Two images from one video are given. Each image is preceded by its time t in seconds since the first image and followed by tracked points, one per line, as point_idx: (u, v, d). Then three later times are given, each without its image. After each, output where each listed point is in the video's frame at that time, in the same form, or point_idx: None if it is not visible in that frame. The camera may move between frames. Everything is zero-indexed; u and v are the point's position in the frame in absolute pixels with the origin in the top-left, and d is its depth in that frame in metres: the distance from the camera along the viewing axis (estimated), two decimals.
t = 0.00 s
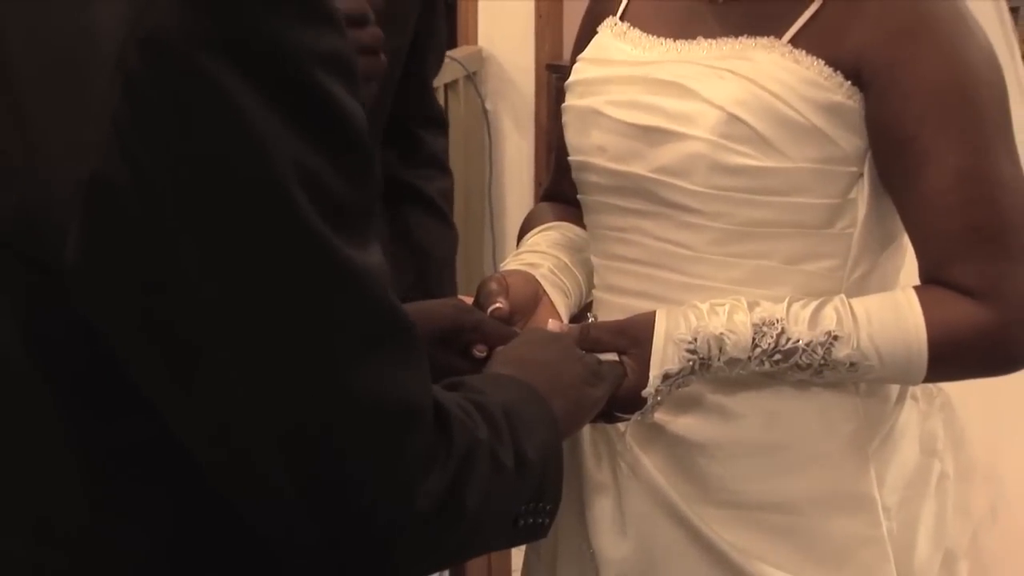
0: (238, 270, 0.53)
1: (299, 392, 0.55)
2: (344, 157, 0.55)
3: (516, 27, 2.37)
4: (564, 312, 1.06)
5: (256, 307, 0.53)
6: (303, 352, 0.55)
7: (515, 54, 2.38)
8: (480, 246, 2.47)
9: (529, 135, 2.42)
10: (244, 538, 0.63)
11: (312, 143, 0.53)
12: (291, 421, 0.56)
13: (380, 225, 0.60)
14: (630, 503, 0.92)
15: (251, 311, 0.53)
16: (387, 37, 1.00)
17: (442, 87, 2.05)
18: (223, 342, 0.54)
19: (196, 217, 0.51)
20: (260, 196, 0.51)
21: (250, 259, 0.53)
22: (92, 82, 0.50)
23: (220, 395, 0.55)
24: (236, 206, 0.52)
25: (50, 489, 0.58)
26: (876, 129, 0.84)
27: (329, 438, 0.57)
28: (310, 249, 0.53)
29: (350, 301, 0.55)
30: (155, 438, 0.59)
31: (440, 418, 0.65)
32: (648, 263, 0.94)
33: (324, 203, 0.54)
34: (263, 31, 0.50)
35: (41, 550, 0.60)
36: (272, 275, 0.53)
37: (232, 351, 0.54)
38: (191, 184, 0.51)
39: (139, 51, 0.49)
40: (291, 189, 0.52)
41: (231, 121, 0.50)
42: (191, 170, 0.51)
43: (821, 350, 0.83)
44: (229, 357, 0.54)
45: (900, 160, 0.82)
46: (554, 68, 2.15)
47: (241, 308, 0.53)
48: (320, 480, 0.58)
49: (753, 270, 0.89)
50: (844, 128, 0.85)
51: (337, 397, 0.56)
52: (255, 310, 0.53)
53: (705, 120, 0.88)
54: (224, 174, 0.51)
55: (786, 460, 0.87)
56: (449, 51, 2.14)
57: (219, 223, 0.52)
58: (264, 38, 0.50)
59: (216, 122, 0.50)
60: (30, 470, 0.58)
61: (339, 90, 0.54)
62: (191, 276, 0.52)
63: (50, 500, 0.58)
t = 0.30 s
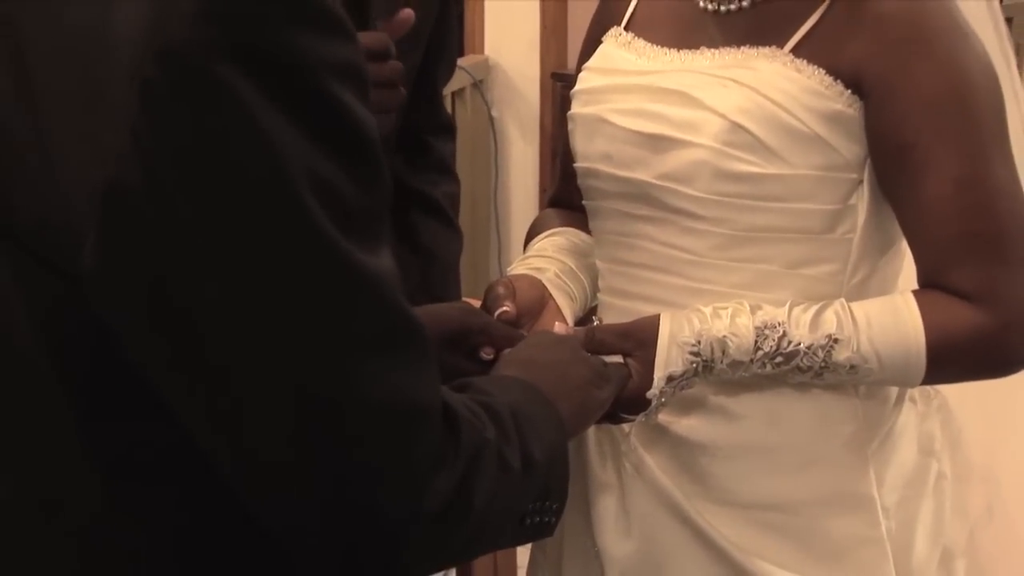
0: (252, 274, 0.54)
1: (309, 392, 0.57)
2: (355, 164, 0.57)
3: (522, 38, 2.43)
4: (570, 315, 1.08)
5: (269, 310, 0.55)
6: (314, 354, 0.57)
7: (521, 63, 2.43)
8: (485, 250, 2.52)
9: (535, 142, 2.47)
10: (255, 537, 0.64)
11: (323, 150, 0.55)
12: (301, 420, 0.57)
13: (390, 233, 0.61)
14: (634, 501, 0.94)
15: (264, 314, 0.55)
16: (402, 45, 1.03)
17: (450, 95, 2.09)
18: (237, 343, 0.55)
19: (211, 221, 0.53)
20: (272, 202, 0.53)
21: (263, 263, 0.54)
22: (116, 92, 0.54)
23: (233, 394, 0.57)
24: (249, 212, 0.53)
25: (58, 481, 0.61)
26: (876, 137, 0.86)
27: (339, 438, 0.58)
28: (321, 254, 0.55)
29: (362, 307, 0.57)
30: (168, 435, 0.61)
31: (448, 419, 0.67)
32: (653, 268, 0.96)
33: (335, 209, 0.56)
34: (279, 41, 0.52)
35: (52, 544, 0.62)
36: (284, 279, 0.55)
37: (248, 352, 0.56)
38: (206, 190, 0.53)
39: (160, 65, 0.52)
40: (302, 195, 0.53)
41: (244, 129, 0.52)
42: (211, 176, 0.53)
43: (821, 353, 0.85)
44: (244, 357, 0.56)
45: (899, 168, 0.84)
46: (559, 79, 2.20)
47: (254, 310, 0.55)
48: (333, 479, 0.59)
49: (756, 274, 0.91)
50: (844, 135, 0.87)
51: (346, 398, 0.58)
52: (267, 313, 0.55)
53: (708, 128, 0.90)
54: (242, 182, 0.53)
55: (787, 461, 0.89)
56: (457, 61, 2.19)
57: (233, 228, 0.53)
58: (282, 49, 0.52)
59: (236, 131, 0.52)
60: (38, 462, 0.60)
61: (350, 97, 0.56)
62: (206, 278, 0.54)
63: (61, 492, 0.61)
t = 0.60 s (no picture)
0: (271, 287, 0.57)
1: (325, 400, 0.59)
2: (370, 180, 0.59)
3: (532, 56, 2.46)
4: (579, 328, 1.10)
5: (287, 321, 0.58)
6: (330, 364, 0.59)
7: (531, 82, 2.46)
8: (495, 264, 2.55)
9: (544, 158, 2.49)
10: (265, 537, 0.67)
11: (340, 167, 0.57)
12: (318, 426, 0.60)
13: (405, 247, 0.64)
14: (642, 510, 0.96)
15: (282, 325, 0.58)
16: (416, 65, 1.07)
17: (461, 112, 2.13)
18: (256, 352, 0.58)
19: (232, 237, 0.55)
20: (291, 219, 0.55)
21: (282, 277, 0.57)
22: (134, 110, 0.54)
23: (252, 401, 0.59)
24: (269, 228, 0.56)
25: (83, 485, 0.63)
26: (878, 155, 0.88)
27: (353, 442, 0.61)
28: (337, 268, 0.57)
29: (377, 319, 0.59)
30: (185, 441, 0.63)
31: (461, 428, 0.70)
32: (660, 282, 0.99)
33: (351, 224, 0.58)
34: (298, 64, 0.54)
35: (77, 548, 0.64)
36: (302, 292, 0.57)
37: (266, 360, 0.58)
38: (227, 207, 0.55)
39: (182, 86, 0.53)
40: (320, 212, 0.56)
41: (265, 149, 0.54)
42: (234, 194, 0.55)
43: (825, 365, 0.87)
44: (263, 365, 0.58)
45: (901, 185, 0.86)
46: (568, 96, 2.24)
47: (273, 322, 0.57)
48: (346, 481, 0.62)
49: (761, 288, 0.93)
50: (847, 152, 0.89)
51: (361, 405, 0.60)
52: (285, 324, 0.58)
53: (715, 146, 0.92)
54: (262, 202, 0.55)
55: (791, 471, 0.91)
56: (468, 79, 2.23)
57: (254, 243, 0.56)
58: (303, 72, 0.54)
59: (258, 151, 0.54)
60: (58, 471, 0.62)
61: (366, 116, 0.58)
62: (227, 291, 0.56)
63: (83, 496, 0.63)
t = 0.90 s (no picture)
0: (280, 291, 0.59)
1: (331, 399, 0.62)
2: (375, 187, 0.61)
3: (536, 66, 2.49)
4: (582, 332, 1.12)
5: (295, 324, 0.60)
6: (336, 366, 0.61)
7: (535, 92, 2.49)
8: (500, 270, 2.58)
9: (549, 166, 2.53)
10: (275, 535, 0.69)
11: (347, 173, 0.60)
12: (324, 425, 0.62)
13: (408, 251, 0.66)
14: (644, 509, 0.99)
15: (291, 327, 0.60)
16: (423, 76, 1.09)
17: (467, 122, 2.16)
18: (266, 354, 0.60)
19: (242, 243, 0.58)
20: (299, 226, 0.57)
21: (290, 281, 0.59)
22: (146, 115, 0.57)
23: (262, 401, 0.61)
24: (278, 234, 0.58)
25: (93, 486, 0.64)
26: (874, 164, 0.90)
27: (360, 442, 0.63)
28: (344, 273, 0.59)
29: (383, 322, 0.61)
30: (197, 440, 0.65)
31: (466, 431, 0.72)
32: (662, 287, 1.01)
33: (357, 229, 0.60)
34: (308, 74, 0.56)
35: (91, 548, 0.66)
36: (310, 296, 0.59)
37: (275, 361, 0.60)
38: (238, 213, 0.57)
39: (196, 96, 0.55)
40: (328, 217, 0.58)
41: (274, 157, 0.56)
42: (246, 200, 0.57)
43: (822, 368, 0.89)
44: (272, 366, 0.60)
45: (896, 193, 0.89)
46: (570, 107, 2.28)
47: (282, 324, 0.60)
48: (352, 478, 0.64)
49: (761, 293, 0.96)
50: (843, 159, 0.92)
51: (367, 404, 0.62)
52: (294, 326, 0.60)
53: (715, 154, 0.95)
54: (274, 208, 0.57)
55: (789, 472, 0.93)
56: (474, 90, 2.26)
57: (263, 249, 0.58)
58: (312, 82, 0.57)
59: (269, 158, 0.56)
60: (73, 470, 0.64)
61: (371, 125, 0.60)
62: (238, 295, 0.59)
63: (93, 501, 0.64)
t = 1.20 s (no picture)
0: (285, 300, 0.61)
1: (335, 403, 0.64)
2: (377, 196, 0.64)
3: (535, 76, 2.55)
4: (579, 335, 1.15)
5: (300, 332, 0.62)
6: (341, 372, 0.64)
7: (534, 101, 2.56)
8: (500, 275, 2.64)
9: (546, 171, 2.60)
10: (282, 536, 0.71)
11: (349, 184, 0.62)
12: (329, 429, 0.65)
13: (410, 258, 0.69)
14: (640, 507, 1.02)
15: (296, 335, 0.62)
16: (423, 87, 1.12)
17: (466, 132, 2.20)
18: (272, 361, 0.62)
19: (248, 255, 0.60)
20: (304, 238, 0.60)
21: (295, 291, 0.61)
22: (151, 130, 0.59)
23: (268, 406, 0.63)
24: (283, 246, 0.60)
25: (109, 483, 0.68)
26: (863, 171, 0.92)
27: (363, 444, 0.66)
28: (347, 282, 0.62)
29: (385, 328, 0.64)
30: (204, 445, 0.67)
31: (466, 435, 0.74)
32: (657, 291, 1.03)
33: (360, 238, 0.63)
34: (312, 89, 0.58)
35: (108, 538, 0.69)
36: (314, 305, 0.62)
37: (280, 368, 0.63)
38: (244, 226, 0.59)
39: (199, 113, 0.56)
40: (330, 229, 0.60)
41: (279, 171, 0.58)
42: (248, 210, 0.59)
43: (813, 369, 0.91)
44: (277, 373, 0.63)
45: (885, 199, 0.91)
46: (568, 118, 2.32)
47: (287, 332, 0.62)
48: (357, 479, 0.68)
49: (750, 297, 0.98)
50: (832, 166, 0.94)
51: (369, 408, 0.65)
52: (299, 334, 0.62)
53: (708, 162, 0.97)
54: (277, 216, 0.59)
55: (782, 471, 0.96)
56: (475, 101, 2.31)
57: (269, 261, 0.60)
58: (314, 95, 0.58)
59: (272, 169, 0.58)
60: (92, 467, 0.67)
61: (373, 137, 0.63)
62: (244, 305, 0.61)
63: (109, 497, 0.68)
